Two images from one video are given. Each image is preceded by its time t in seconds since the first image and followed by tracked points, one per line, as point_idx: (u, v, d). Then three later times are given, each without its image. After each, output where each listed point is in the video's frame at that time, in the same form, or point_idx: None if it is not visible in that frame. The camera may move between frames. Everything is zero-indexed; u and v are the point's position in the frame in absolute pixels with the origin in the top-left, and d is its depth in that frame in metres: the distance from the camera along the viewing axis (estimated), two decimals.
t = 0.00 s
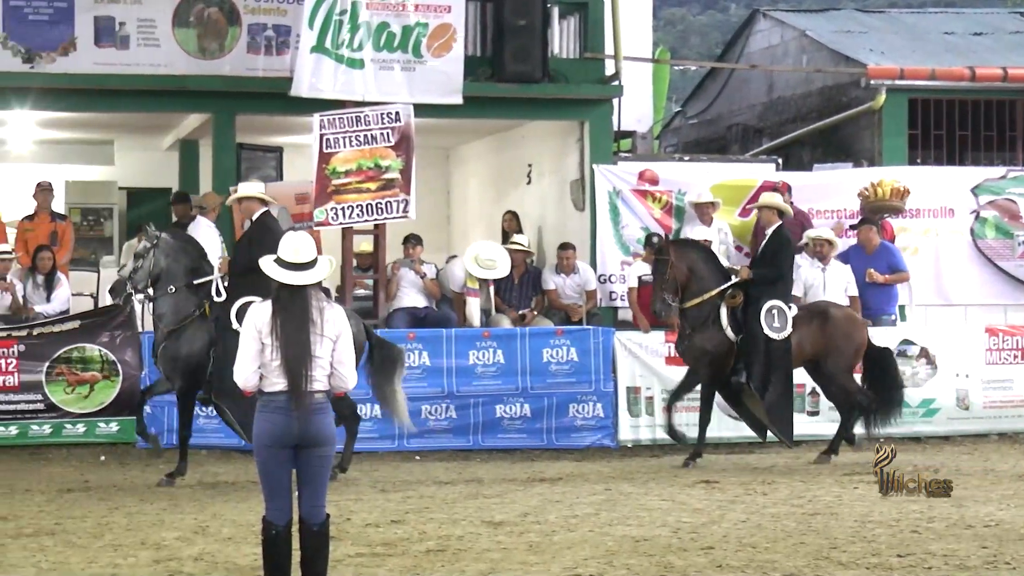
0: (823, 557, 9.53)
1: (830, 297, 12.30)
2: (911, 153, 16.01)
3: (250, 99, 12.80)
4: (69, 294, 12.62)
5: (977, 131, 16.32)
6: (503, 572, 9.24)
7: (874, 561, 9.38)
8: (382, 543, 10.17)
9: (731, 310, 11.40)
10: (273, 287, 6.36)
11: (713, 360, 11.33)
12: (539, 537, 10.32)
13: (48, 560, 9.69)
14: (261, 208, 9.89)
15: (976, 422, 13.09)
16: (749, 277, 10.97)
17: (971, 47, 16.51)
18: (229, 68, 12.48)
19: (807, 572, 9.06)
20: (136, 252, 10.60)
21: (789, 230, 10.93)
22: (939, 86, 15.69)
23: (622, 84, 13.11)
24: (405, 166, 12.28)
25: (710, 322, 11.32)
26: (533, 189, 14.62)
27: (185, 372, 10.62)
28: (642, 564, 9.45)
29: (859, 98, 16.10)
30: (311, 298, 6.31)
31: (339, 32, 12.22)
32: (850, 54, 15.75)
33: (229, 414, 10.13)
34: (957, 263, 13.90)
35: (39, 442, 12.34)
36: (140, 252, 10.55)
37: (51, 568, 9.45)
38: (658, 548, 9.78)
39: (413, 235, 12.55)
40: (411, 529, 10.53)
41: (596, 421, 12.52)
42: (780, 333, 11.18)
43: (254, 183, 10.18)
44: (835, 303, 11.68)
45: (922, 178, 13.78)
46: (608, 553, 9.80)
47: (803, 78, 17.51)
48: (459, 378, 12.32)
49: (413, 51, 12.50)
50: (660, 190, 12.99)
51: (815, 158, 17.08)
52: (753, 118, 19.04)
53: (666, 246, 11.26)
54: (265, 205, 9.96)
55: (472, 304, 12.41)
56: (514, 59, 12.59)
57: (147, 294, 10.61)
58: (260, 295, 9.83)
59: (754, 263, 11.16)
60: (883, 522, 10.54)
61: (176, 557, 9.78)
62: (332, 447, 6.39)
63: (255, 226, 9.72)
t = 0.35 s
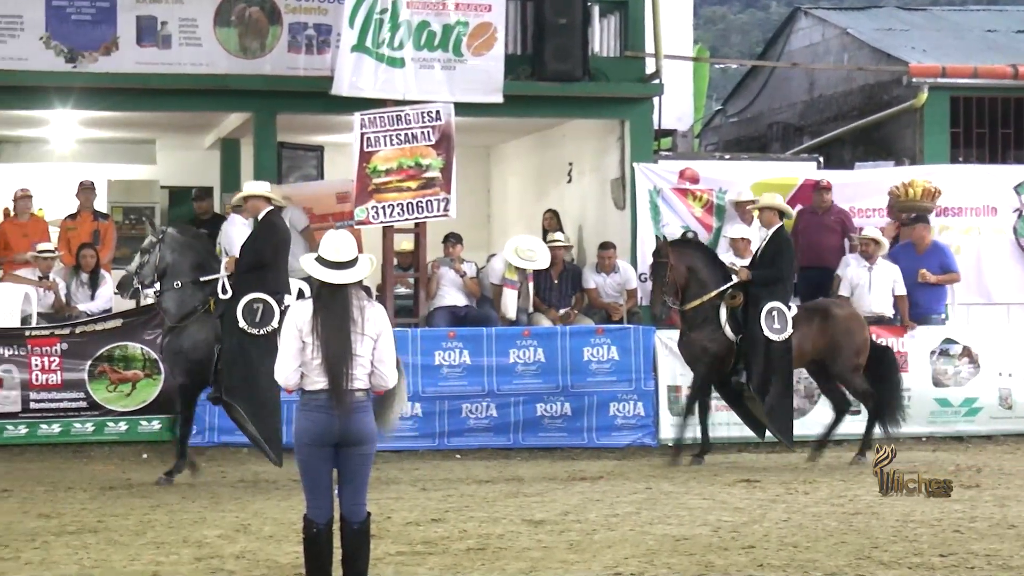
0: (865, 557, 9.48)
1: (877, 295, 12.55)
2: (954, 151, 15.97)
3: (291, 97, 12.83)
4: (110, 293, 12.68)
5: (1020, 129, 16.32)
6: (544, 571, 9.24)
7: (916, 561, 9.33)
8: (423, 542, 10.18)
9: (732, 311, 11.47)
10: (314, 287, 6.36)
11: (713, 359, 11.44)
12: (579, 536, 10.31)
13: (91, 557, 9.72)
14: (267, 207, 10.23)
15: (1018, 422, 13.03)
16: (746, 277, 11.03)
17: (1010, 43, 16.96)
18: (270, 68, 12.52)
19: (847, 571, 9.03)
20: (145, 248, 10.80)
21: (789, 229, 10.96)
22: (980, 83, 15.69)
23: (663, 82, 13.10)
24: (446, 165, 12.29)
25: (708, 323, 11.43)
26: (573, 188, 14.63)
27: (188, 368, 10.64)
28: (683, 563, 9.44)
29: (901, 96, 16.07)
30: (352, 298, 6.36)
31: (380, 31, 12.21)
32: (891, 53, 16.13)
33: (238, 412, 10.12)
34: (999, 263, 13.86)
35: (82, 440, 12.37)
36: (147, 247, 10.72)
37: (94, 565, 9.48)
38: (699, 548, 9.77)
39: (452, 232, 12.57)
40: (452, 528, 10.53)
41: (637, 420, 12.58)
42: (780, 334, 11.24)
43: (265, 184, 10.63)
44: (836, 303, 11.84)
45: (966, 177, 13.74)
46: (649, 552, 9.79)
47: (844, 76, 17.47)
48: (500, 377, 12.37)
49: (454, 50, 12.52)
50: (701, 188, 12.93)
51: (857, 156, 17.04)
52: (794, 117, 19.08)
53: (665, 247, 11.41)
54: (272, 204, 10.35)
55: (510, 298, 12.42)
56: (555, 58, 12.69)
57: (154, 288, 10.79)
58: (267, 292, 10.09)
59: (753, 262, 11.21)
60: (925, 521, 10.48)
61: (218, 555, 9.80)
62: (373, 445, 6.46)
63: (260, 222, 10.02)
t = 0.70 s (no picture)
0: (911, 556, 9.41)
1: (930, 295, 12.66)
2: (1001, 148, 16.18)
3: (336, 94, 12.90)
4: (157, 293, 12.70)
5: None
6: (589, 569, 9.22)
7: (963, 560, 9.26)
8: (468, 540, 10.17)
9: (740, 310, 11.38)
10: (359, 284, 6.35)
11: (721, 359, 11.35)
12: (625, 534, 10.29)
13: (138, 554, 9.75)
14: (278, 207, 10.30)
15: None
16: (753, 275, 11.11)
17: None
18: (316, 67, 12.60)
19: (893, 570, 8.97)
20: (154, 251, 10.84)
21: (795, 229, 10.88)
22: None
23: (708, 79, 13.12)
24: (491, 163, 12.30)
25: (716, 322, 11.37)
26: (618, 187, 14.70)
27: (200, 369, 10.72)
28: (729, 561, 9.40)
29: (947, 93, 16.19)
30: (397, 295, 6.33)
31: (425, 29, 12.25)
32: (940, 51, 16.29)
33: (242, 410, 10.43)
34: None
35: (129, 437, 12.42)
36: (157, 250, 10.78)
37: (141, 562, 9.51)
38: (744, 546, 9.74)
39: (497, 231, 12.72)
40: (497, 526, 10.52)
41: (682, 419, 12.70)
42: (791, 334, 11.06)
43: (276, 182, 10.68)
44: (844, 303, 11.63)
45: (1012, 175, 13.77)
46: (694, 550, 9.76)
47: (890, 73, 17.74)
48: (545, 376, 12.39)
49: (499, 48, 12.52)
50: (746, 187, 12.89)
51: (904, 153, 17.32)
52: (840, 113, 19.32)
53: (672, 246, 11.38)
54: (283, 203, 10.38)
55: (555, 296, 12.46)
56: (599, 55, 12.67)
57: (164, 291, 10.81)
58: (274, 292, 10.45)
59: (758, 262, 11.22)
60: (973, 520, 10.39)
61: (264, 552, 9.81)
62: (418, 444, 6.37)
63: (269, 223, 10.25)
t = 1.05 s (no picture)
0: (956, 555, 9.34)
1: (973, 292, 12.67)
2: None
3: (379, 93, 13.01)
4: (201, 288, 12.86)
5: None
6: (632, 568, 9.18)
7: (1008, 560, 9.18)
8: (511, 538, 10.17)
9: (745, 307, 11.30)
10: (406, 282, 6.32)
11: (726, 356, 11.28)
12: (667, 533, 10.26)
13: (183, 551, 9.77)
14: (287, 204, 10.21)
15: None
16: (759, 270, 10.93)
17: None
18: (358, 65, 12.70)
19: (939, 570, 8.90)
20: (159, 248, 10.67)
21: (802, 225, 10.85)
22: None
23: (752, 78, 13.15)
24: (534, 162, 12.30)
25: (723, 318, 11.33)
26: (662, 185, 14.76)
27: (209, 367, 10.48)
28: (772, 560, 9.35)
29: (993, 90, 16.22)
30: (440, 293, 6.32)
31: (467, 28, 12.25)
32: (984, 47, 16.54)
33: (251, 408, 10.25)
34: None
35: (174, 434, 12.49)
36: (162, 248, 10.58)
37: (186, 559, 9.52)
38: (787, 546, 9.68)
39: (541, 231, 12.69)
40: (540, 524, 10.51)
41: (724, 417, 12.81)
42: (795, 331, 11.06)
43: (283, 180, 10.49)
44: (847, 300, 11.76)
45: None
46: (738, 549, 9.73)
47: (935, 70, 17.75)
48: (588, 374, 12.43)
49: (542, 47, 12.51)
50: (789, 185, 13.03)
51: (948, 151, 17.27)
52: (883, 112, 19.30)
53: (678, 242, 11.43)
54: (292, 201, 10.27)
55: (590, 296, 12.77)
56: (642, 54, 12.81)
57: (170, 289, 10.61)
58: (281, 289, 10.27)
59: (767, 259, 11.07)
60: (1018, 520, 10.30)
61: (306, 550, 9.80)
62: (461, 442, 6.38)
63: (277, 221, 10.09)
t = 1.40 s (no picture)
0: (1001, 556, 9.22)
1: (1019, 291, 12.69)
2: None
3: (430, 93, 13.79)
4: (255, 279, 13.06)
5: None
6: (674, 566, 9.12)
7: None
8: (552, 536, 10.12)
9: (749, 305, 11.18)
10: (443, 279, 6.21)
11: (730, 355, 11.22)
12: (710, 532, 10.19)
13: (227, 550, 9.72)
14: (291, 204, 10.26)
15: None
16: (763, 268, 11.00)
17: None
18: (401, 64, 13.46)
19: (984, 569, 8.80)
20: (163, 245, 10.43)
21: (803, 225, 10.98)
22: None
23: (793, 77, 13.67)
24: (575, 161, 12.28)
25: (727, 318, 11.20)
26: (704, 183, 15.39)
27: (212, 366, 10.39)
28: (815, 559, 9.27)
29: None
30: (481, 292, 6.20)
31: (510, 27, 12.25)
32: None
33: (253, 408, 10.31)
34: None
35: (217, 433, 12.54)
36: (165, 244, 10.38)
37: (230, 557, 9.46)
38: (830, 545, 9.59)
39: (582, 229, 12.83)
40: (582, 523, 10.46)
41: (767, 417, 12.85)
42: (799, 330, 11.08)
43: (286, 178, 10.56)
44: (853, 300, 11.63)
45: None
46: (780, 548, 9.67)
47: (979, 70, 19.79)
48: (630, 373, 12.45)
49: (584, 45, 12.66)
50: (833, 183, 13.50)
51: (993, 149, 19.00)
52: (927, 109, 20.99)
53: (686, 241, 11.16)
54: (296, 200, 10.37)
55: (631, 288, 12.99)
56: (684, 53, 13.36)
57: (174, 287, 10.41)
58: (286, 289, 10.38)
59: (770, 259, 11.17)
60: None
61: (349, 548, 9.76)
62: (504, 441, 6.28)
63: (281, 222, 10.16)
